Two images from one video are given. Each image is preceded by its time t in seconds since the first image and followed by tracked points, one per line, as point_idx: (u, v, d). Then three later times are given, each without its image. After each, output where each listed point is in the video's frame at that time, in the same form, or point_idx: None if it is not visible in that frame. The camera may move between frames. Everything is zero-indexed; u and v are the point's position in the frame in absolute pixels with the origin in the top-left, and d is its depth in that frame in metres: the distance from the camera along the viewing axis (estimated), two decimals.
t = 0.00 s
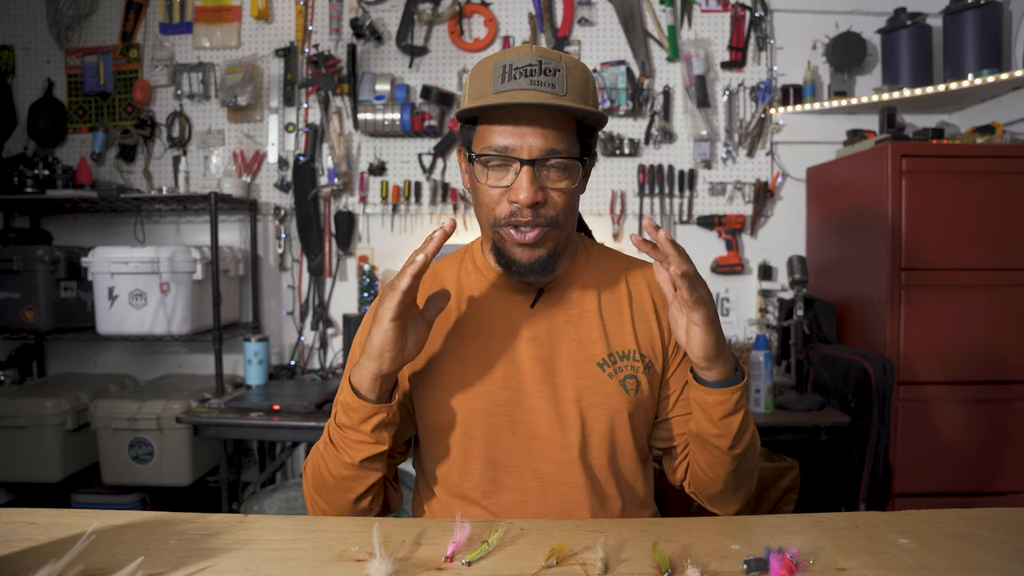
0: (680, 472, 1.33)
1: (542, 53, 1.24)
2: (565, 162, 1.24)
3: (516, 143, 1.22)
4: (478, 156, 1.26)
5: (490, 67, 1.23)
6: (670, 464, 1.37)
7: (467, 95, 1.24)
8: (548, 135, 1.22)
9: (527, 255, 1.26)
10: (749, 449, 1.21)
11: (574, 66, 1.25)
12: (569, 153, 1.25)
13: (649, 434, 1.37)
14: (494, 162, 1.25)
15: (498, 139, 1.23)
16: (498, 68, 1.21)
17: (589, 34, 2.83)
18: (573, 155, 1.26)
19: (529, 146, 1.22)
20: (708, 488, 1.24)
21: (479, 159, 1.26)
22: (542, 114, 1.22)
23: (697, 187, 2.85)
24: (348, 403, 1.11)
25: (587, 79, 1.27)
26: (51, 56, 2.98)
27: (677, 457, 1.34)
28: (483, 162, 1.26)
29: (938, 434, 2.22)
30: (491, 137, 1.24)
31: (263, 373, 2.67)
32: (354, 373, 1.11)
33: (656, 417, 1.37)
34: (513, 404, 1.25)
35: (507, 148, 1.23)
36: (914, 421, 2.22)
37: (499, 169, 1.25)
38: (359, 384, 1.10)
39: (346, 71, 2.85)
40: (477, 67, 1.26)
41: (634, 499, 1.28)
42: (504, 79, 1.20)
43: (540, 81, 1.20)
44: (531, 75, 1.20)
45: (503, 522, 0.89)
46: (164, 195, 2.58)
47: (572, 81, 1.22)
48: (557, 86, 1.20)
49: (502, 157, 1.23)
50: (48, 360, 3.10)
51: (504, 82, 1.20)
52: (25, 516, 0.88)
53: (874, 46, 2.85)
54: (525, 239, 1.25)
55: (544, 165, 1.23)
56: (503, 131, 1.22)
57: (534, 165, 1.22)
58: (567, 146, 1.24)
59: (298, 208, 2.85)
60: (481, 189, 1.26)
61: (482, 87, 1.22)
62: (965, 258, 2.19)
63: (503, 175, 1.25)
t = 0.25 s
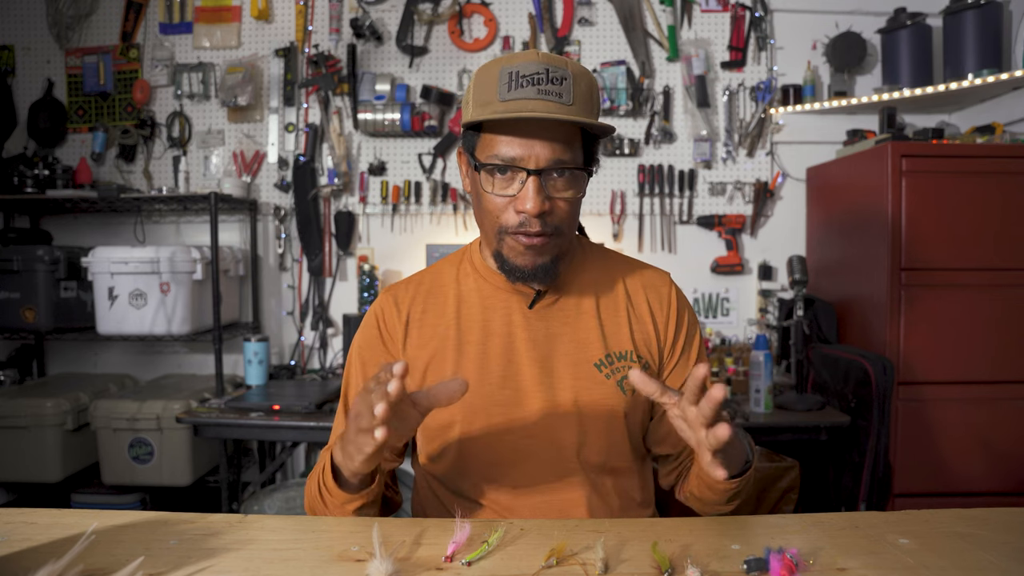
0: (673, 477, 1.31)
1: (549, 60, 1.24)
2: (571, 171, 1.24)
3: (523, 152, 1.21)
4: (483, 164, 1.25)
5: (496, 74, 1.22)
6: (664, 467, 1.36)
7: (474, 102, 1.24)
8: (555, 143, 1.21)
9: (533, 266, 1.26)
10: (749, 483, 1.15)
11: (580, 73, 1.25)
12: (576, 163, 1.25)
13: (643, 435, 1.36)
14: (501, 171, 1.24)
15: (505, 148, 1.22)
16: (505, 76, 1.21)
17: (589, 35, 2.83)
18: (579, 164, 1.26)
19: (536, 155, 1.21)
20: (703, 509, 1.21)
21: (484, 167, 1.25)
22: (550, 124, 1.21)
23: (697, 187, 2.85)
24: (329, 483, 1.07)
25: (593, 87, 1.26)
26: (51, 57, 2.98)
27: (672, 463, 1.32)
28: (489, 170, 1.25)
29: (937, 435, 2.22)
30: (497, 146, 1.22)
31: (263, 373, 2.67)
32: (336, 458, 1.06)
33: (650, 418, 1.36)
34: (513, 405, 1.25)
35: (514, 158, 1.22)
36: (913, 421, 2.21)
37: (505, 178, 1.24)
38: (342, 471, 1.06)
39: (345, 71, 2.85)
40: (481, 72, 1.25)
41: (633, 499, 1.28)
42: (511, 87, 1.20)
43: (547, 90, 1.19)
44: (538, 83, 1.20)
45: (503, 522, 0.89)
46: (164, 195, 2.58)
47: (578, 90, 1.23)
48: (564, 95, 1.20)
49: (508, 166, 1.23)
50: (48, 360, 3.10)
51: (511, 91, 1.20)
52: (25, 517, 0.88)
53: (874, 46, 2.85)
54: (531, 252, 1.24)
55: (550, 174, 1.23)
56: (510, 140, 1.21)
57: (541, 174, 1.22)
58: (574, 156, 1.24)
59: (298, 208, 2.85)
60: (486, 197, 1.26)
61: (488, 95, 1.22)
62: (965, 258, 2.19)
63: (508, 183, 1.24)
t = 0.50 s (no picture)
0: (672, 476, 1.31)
1: (551, 61, 1.24)
2: (573, 172, 1.24)
3: (525, 153, 1.21)
4: (485, 164, 1.25)
5: (498, 75, 1.22)
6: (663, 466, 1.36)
7: (475, 102, 1.23)
8: (557, 145, 1.21)
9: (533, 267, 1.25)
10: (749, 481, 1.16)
11: (582, 75, 1.25)
12: (578, 163, 1.24)
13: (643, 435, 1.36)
14: (503, 172, 1.24)
15: (507, 148, 1.21)
16: (507, 77, 1.21)
17: (589, 35, 2.83)
18: (581, 165, 1.25)
19: (539, 156, 1.21)
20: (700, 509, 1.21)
21: (486, 167, 1.25)
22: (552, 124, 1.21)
23: (697, 187, 2.85)
24: (331, 486, 1.07)
25: (595, 88, 1.26)
26: (51, 57, 2.98)
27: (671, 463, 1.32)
28: (491, 171, 1.24)
29: (937, 435, 2.22)
30: (499, 146, 1.22)
31: (263, 373, 2.67)
32: (337, 461, 1.06)
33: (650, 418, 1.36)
34: (513, 405, 1.25)
35: (516, 158, 1.21)
36: (913, 421, 2.22)
37: (507, 178, 1.24)
38: (344, 475, 1.06)
39: (345, 72, 2.85)
40: (483, 73, 1.25)
41: (633, 499, 1.28)
42: (514, 88, 1.20)
43: (549, 90, 1.19)
44: (541, 84, 1.20)
45: (503, 522, 0.89)
46: (164, 195, 2.58)
47: (581, 91, 1.22)
48: (567, 95, 1.20)
49: (510, 167, 1.22)
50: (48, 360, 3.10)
51: (514, 90, 1.19)
52: (25, 517, 0.88)
53: (874, 46, 2.85)
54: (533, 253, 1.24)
55: (553, 175, 1.23)
56: (513, 140, 1.21)
57: (543, 175, 1.22)
58: (576, 156, 1.24)
59: (298, 208, 2.85)
60: (488, 198, 1.26)
61: (490, 95, 1.22)
62: (964, 258, 2.19)
63: (511, 184, 1.24)
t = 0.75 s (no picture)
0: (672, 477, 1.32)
1: (555, 61, 1.23)
2: (577, 171, 1.24)
3: (530, 152, 1.21)
4: (489, 163, 1.24)
5: (502, 73, 1.22)
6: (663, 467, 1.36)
7: (479, 101, 1.23)
8: (561, 145, 1.21)
9: (535, 265, 1.25)
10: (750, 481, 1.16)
11: (586, 75, 1.25)
12: (581, 163, 1.25)
13: (643, 435, 1.36)
14: (506, 170, 1.24)
15: (511, 148, 1.21)
16: (511, 76, 1.20)
17: (589, 35, 2.83)
18: (584, 165, 1.26)
19: (543, 155, 1.21)
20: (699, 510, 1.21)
21: (489, 166, 1.25)
22: (557, 124, 1.21)
23: (697, 187, 2.85)
24: (333, 487, 1.08)
25: (598, 89, 1.27)
26: (51, 57, 2.98)
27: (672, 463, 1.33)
28: (494, 170, 1.24)
29: (937, 435, 2.22)
30: (503, 145, 1.22)
31: (263, 373, 2.67)
32: (339, 461, 1.07)
33: (651, 418, 1.36)
34: (513, 405, 1.25)
35: (520, 157, 1.22)
36: (913, 421, 2.22)
37: (510, 177, 1.24)
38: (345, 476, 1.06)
39: (345, 72, 2.85)
40: (487, 71, 1.24)
41: (634, 499, 1.28)
42: (519, 87, 1.19)
43: (554, 90, 1.19)
44: (545, 84, 1.19)
45: (503, 522, 0.89)
46: (164, 195, 2.58)
47: (585, 91, 1.23)
48: (572, 95, 1.20)
49: (514, 166, 1.22)
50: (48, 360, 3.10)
51: (519, 90, 1.19)
52: (25, 516, 0.88)
53: (874, 46, 2.85)
54: (534, 252, 1.24)
55: (556, 174, 1.23)
56: (517, 139, 1.21)
57: (547, 174, 1.22)
58: (579, 156, 1.24)
59: (298, 208, 2.85)
60: (490, 197, 1.25)
61: (495, 95, 1.21)
62: (964, 258, 2.19)
63: (514, 183, 1.24)
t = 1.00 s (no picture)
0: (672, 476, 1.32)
1: (554, 58, 1.23)
2: (577, 167, 1.24)
3: (530, 148, 1.21)
4: (489, 160, 1.24)
5: (501, 72, 1.22)
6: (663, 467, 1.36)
7: (478, 99, 1.23)
8: (562, 141, 1.21)
9: (536, 260, 1.25)
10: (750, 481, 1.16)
11: (586, 72, 1.25)
12: (581, 159, 1.25)
13: (643, 435, 1.36)
14: (507, 167, 1.24)
15: (512, 145, 1.22)
16: (511, 74, 1.20)
17: (589, 34, 2.83)
18: (584, 161, 1.26)
19: (544, 151, 1.21)
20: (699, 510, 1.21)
21: (490, 163, 1.25)
22: (557, 121, 1.21)
23: (697, 187, 2.85)
24: (330, 484, 1.08)
25: (598, 86, 1.27)
26: (51, 57, 2.98)
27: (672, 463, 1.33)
28: (495, 167, 1.24)
29: (937, 435, 2.22)
30: (504, 142, 1.22)
31: (263, 373, 2.67)
32: (338, 459, 1.07)
33: (651, 418, 1.36)
34: (513, 405, 1.25)
35: (521, 154, 1.22)
36: (913, 421, 2.22)
37: (511, 173, 1.24)
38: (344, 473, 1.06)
39: (345, 71, 2.85)
40: (486, 69, 1.24)
41: (633, 499, 1.28)
42: (519, 84, 1.19)
43: (554, 88, 1.19)
44: (545, 81, 1.19)
45: (503, 522, 0.89)
46: (164, 195, 2.58)
47: (585, 88, 1.23)
48: (572, 92, 1.20)
49: (515, 162, 1.22)
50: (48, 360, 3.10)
51: (519, 87, 1.19)
52: (25, 516, 0.88)
53: (874, 46, 2.85)
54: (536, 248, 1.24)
55: (557, 170, 1.23)
56: (517, 136, 1.21)
57: (547, 170, 1.22)
58: (579, 152, 1.24)
59: (298, 208, 2.85)
60: (491, 194, 1.25)
61: (494, 93, 1.21)
62: (964, 258, 2.19)
63: (515, 180, 1.24)
